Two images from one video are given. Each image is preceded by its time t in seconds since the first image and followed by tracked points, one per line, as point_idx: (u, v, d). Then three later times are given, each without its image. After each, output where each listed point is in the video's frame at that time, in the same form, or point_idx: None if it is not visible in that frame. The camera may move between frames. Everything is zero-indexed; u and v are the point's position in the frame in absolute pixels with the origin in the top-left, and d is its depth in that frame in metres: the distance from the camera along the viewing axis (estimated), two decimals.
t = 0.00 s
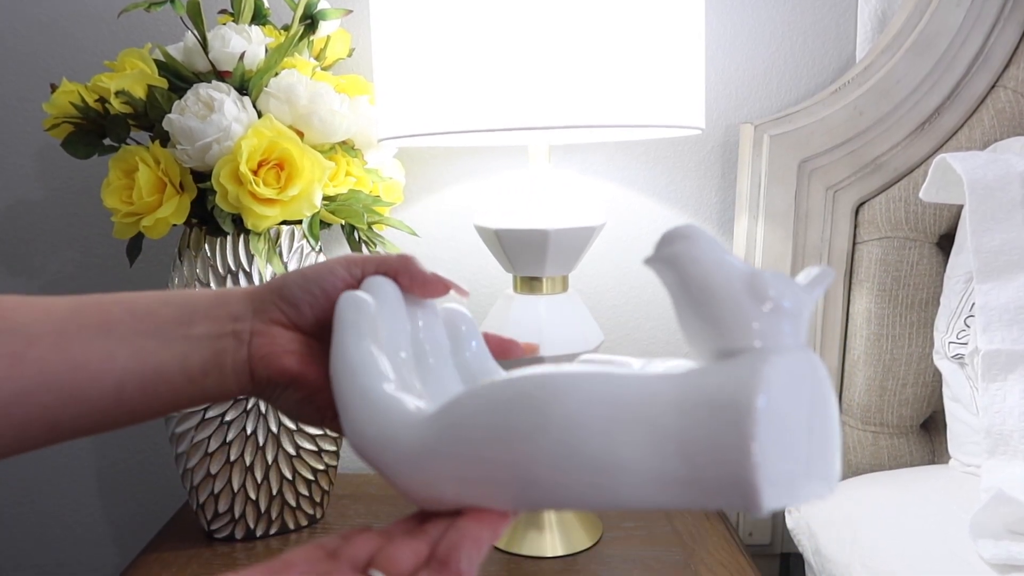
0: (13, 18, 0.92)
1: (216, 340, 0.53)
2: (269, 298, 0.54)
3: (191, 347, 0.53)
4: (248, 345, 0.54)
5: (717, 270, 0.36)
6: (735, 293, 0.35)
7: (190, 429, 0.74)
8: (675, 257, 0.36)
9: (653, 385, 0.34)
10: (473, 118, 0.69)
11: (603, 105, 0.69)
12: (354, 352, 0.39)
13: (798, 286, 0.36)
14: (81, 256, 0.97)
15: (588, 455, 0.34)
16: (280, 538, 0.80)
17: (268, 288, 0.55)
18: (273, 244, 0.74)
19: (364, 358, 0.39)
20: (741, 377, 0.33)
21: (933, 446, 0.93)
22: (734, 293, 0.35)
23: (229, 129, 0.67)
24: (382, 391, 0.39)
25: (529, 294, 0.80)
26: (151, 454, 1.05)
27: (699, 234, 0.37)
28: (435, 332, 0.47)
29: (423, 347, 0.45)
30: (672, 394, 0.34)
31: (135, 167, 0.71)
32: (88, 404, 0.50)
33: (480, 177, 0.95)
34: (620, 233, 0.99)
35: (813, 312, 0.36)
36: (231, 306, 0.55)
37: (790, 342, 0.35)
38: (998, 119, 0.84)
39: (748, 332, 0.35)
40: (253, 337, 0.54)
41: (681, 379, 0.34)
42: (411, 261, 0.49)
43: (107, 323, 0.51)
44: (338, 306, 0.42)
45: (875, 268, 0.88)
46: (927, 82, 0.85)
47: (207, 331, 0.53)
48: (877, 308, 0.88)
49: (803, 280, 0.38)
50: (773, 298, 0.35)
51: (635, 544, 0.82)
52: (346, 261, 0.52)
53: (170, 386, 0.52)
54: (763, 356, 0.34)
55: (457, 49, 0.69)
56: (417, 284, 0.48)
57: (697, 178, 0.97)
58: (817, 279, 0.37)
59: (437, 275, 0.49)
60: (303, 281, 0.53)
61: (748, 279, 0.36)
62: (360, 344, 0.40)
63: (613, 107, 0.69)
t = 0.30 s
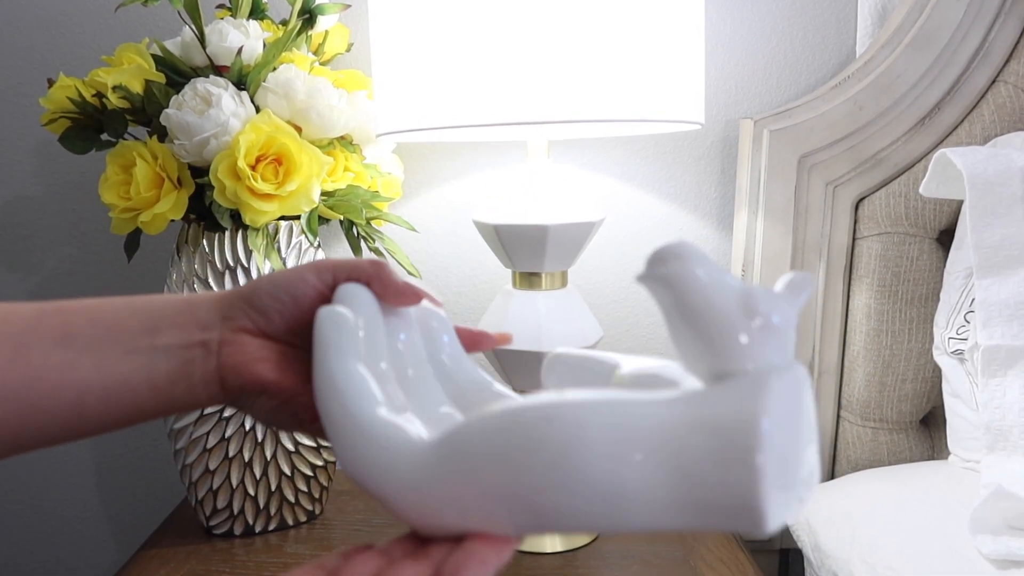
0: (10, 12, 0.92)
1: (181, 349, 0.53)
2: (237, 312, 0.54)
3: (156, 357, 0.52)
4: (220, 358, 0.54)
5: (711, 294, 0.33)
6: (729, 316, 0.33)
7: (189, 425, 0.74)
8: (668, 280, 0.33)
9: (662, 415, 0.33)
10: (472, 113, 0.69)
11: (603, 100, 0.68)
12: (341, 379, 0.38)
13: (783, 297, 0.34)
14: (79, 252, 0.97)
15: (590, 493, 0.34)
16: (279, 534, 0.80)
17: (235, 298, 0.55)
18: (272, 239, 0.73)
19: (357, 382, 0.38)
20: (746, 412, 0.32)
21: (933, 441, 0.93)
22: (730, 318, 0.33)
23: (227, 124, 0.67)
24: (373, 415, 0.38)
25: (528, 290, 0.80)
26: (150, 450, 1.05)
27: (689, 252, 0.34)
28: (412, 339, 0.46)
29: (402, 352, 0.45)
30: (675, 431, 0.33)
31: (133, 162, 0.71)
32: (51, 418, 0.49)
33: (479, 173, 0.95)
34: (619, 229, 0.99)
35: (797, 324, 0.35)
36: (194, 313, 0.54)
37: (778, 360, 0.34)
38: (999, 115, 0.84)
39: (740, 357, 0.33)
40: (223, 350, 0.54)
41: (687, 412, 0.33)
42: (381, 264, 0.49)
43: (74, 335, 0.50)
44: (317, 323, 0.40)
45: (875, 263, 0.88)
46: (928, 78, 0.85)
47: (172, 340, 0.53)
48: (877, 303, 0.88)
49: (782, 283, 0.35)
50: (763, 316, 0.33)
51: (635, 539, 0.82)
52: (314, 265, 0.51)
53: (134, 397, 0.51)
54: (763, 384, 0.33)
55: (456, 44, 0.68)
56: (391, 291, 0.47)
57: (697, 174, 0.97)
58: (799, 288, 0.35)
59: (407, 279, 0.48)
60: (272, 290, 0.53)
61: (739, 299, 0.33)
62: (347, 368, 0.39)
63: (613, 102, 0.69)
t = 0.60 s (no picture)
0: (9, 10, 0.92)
1: (98, 408, 0.50)
2: (162, 365, 0.50)
3: (68, 423, 0.50)
4: (148, 411, 0.52)
5: (728, 419, 0.31)
6: (745, 444, 0.31)
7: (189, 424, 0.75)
8: (695, 409, 0.31)
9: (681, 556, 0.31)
10: (472, 111, 0.69)
11: (603, 97, 0.68)
12: (339, 516, 0.31)
13: (779, 395, 0.33)
14: (79, 251, 0.97)
15: None
16: (278, 532, 0.79)
17: (158, 350, 0.49)
18: (271, 237, 0.74)
19: (358, 510, 0.32)
20: (755, 538, 0.32)
21: (932, 440, 0.93)
22: (746, 444, 0.31)
23: (226, 122, 0.67)
24: (382, 542, 0.32)
25: (527, 288, 0.80)
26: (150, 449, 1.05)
27: (703, 374, 0.31)
28: (365, 378, 0.41)
29: (365, 395, 0.40)
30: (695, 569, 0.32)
31: (132, 160, 0.71)
32: None
33: (479, 171, 0.95)
34: (619, 227, 0.99)
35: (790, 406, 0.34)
36: (110, 371, 0.50)
37: (782, 476, 0.33)
38: (998, 113, 0.84)
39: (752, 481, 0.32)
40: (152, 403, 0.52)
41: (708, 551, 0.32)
42: (329, 299, 0.40)
43: None
44: (289, 435, 0.32)
45: (875, 262, 0.88)
46: (927, 76, 0.85)
47: (83, 405, 0.50)
48: (876, 302, 0.88)
49: (764, 368, 0.35)
50: (774, 436, 0.32)
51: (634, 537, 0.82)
52: (250, 317, 0.45)
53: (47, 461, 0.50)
54: (771, 509, 0.32)
55: (456, 42, 0.68)
56: (341, 342, 0.39)
57: (697, 172, 0.97)
58: (792, 361, 0.35)
59: (357, 324, 0.39)
60: (202, 346, 0.48)
61: (755, 421, 0.31)
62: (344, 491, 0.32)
63: (613, 99, 0.69)
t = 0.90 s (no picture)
0: (8, 8, 0.92)
1: (47, 418, 0.51)
2: (116, 375, 0.50)
3: (14, 434, 0.50)
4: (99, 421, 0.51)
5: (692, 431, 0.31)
6: (708, 455, 0.31)
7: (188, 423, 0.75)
8: (659, 422, 0.31)
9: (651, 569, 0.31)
10: (471, 109, 0.69)
11: (603, 96, 0.68)
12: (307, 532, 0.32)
13: (740, 404, 0.34)
14: (79, 249, 0.97)
15: None
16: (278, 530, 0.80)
17: (114, 360, 0.49)
18: (270, 235, 0.74)
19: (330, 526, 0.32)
20: (721, 549, 0.32)
21: (930, 437, 0.93)
22: (709, 455, 0.31)
23: (224, 120, 0.67)
24: (352, 559, 0.32)
25: (526, 287, 0.80)
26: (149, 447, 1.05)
27: (665, 388, 0.31)
28: (334, 397, 0.41)
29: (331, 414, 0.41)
30: None
31: (130, 159, 0.71)
32: None
33: (478, 170, 0.95)
34: (618, 225, 0.99)
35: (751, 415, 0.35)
36: (60, 380, 0.50)
37: (743, 485, 0.33)
38: (997, 111, 0.84)
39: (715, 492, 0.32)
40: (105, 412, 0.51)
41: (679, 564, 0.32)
42: (301, 324, 0.39)
43: None
44: (258, 453, 0.32)
45: (874, 260, 0.88)
46: (925, 75, 0.85)
47: (30, 417, 0.50)
48: (875, 299, 0.88)
49: (723, 379, 0.35)
50: (735, 444, 0.32)
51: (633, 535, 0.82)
52: (217, 330, 0.44)
53: None
54: (732, 517, 0.33)
55: (454, 40, 0.68)
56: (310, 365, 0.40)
57: (696, 170, 0.97)
58: (750, 371, 0.35)
59: (326, 348, 0.39)
60: (161, 358, 0.47)
61: (717, 431, 0.32)
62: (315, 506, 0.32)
63: (612, 98, 0.69)
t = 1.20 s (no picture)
0: (8, 7, 0.91)
1: (29, 447, 0.55)
2: (99, 409, 0.55)
3: None
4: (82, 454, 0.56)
5: (582, 445, 0.38)
6: (598, 461, 0.39)
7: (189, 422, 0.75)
8: (558, 433, 0.38)
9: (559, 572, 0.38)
10: (471, 108, 0.69)
11: (604, 94, 0.68)
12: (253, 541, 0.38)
13: (635, 425, 0.40)
14: (80, 248, 0.97)
15: None
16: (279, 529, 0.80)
17: (100, 395, 0.54)
18: (271, 234, 0.74)
19: (270, 542, 0.38)
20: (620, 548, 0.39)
21: (930, 436, 0.93)
22: (599, 463, 0.39)
23: (225, 119, 0.67)
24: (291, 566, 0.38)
25: (526, 285, 0.80)
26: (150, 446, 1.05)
27: (565, 402, 0.38)
28: (285, 453, 0.47)
29: (281, 466, 0.46)
30: None
31: (131, 158, 0.71)
32: None
33: (478, 169, 0.95)
34: (618, 224, 0.99)
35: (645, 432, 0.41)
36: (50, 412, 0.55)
37: (635, 489, 0.40)
38: (997, 110, 0.84)
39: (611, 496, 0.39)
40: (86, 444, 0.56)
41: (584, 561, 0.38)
42: (263, 383, 0.46)
43: None
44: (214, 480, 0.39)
45: (874, 259, 0.88)
46: (925, 74, 0.85)
47: (14, 444, 0.55)
48: (875, 298, 0.88)
49: (621, 405, 0.41)
50: (624, 454, 0.39)
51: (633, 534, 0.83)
52: (194, 376, 0.50)
53: None
54: (626, 517, 0.40)
55: (455, 38, 0.68)
56: (266, 416, 0.46)
57: (696, 169, 0.97)
58: (642, 402, 0.41)
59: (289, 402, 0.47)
60: (139, 392, 0.52)
61: (606, 444, 0.39)
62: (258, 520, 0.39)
63: (613, 97, 0.69)
